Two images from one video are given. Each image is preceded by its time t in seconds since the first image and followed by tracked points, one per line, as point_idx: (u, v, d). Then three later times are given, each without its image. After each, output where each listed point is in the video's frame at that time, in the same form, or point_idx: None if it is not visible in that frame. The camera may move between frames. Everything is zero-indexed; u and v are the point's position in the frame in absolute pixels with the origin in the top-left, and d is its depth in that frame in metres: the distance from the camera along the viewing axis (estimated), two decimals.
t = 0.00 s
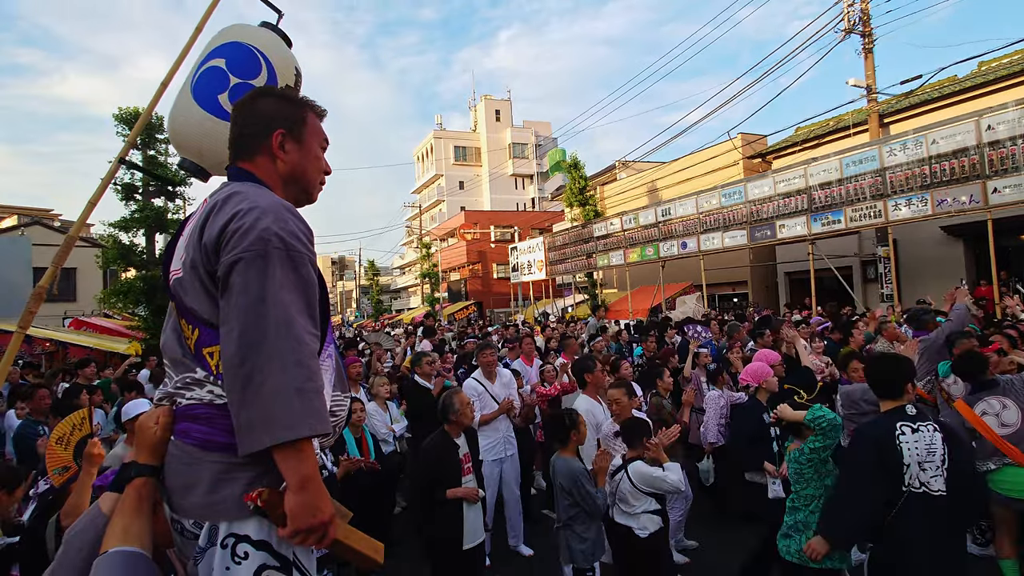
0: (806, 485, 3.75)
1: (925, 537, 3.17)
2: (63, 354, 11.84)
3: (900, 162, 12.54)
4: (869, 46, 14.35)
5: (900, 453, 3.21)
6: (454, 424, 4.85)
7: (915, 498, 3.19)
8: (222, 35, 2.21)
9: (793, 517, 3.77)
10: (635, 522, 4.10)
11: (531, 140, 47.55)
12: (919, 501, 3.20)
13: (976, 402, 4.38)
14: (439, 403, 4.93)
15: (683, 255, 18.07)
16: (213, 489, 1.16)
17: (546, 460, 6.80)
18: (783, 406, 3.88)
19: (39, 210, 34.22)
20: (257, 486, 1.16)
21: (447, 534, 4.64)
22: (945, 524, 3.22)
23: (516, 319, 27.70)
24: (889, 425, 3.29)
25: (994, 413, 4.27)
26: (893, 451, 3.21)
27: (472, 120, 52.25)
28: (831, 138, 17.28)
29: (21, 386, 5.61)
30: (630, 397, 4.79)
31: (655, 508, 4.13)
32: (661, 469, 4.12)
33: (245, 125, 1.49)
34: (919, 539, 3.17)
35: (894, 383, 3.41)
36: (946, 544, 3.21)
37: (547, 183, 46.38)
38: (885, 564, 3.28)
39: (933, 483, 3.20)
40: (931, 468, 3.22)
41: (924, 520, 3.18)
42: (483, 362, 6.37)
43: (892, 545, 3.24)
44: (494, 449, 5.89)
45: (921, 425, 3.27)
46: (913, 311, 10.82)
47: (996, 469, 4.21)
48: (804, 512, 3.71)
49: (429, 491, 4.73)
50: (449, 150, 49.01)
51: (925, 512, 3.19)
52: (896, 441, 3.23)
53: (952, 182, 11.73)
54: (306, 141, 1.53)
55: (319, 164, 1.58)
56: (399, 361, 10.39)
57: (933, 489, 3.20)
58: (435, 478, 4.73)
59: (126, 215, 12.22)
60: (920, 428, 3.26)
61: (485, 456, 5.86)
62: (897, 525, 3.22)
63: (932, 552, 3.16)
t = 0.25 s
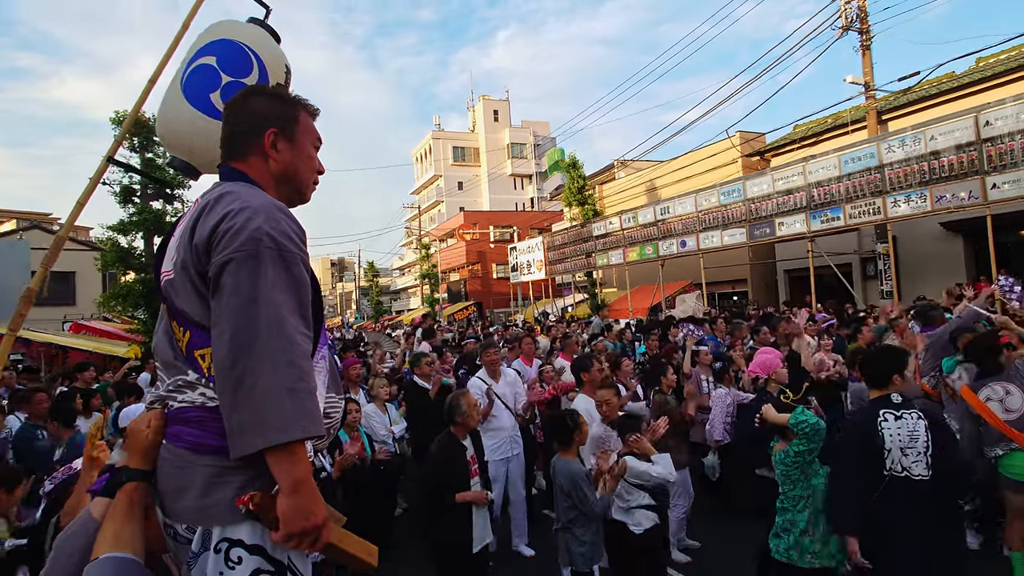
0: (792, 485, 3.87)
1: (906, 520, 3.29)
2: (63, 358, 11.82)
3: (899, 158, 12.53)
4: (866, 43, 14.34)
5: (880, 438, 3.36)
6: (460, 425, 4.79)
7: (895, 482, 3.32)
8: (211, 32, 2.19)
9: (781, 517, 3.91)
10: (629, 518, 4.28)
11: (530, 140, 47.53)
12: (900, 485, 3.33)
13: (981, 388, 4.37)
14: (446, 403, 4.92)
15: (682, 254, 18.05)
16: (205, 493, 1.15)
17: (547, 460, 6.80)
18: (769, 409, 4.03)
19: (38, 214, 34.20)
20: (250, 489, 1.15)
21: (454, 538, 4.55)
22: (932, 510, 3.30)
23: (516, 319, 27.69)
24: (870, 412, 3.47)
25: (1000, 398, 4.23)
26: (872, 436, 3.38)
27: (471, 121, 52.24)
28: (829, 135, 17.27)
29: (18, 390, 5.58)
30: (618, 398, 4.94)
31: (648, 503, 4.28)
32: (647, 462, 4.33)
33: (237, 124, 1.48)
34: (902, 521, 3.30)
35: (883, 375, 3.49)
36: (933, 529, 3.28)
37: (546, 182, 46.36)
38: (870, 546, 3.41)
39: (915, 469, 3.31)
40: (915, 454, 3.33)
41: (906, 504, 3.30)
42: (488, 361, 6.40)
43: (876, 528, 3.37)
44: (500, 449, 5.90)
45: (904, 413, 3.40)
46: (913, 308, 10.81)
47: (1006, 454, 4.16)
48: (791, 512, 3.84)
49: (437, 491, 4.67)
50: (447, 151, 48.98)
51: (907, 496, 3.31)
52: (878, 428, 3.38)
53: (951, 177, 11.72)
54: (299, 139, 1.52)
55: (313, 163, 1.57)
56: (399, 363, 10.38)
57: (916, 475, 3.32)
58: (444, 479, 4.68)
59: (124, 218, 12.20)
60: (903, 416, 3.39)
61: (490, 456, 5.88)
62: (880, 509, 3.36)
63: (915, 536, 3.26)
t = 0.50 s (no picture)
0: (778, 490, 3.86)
1: (886, 512, 3.35)
2: (61, 362, 11.79)
3: (896, 155, 12.54)
4: (863, 39, 14.34)
5: (858, 431, 3.46)
6: (457, 429, 4.76)
7: (874, 474, 3.39)
8: (194, 31, 2.17)
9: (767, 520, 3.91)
10: (623, 520, 4.26)
11: (527, 140, 47.50)
12: (880, 477, 3.39)
13: (990, 396, 4.32)
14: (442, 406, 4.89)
15: (680, 252, 18.04)
16: (190, 500, 1.12)
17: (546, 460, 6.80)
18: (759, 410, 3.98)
19: (34, 218, 34.16)
20: (235, 496, 1.13)
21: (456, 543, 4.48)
22: (915, 502, 3.33)
23: (514, 318, 27.67)
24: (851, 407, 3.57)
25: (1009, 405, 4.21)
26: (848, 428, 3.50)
27: (468, 121, 52.24)
28: (826, 132, 17.27)
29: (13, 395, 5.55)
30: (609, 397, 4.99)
31: (641, 506, 4.28)
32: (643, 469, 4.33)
33: (220, 125, 1.46)
34: (883, 513, 3.35)
35: (865, 366, 3.61)
36: (917, 521, 3.30)
37: (544, 182, 46.34)
38: (854, 538, 3.49)
39: (895, 461, 3.36)
40: (896, 447, 3.36)
41: (886, 496, 3.35)
42: (489, 361, 6.37)
43: (859, 521, 3.44)
44: (502, 449, 5.91)
45: (884, 406, 3.45)
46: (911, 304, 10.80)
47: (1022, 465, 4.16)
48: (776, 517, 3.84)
49: (438, 497, 4.57)
50: (445, 151, 48.95)
51: (886, 488, 3.36)
52: (855, 420, 3.49)
53: (949, 173, 11.71)
54: (283, 140, 1.50)
55: (298, 164, 1.55)
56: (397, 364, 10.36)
57: (896, 467, 3.35)
58: (444, 484, 4.58)
59: (120, 221, 12.16)
60: (883, 409, 3.44)
61: (491, 456, 5.89)
62: (861, 500, 3.43)
63: (894, 528, 3.31)
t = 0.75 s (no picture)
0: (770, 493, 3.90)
1: (868, 510, 3.37)
2: (59, 366, 11.75)
3: (892, 151, 12.53)
4: (858, 36, 14.35)
5: (841, 430, 3.52)
6: (449, 432, 4.73)
7: (855, 472, 3.43)
8: (184, 35, 2.15)
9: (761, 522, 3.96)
10: (617, 520, 4.27)
11: (524, 140, 47.51)
12: (863, 475, 3.42)
13: (990, 379, 4.36)
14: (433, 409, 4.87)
15: (678, 250, 18.04)
16: (176, 505, 1.11)
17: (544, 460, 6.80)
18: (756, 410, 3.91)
19: (30, 221, 34.06)
20: (223, 500, 1.11)
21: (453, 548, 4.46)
22: (898, 500, 3.32)
23: (513, 318, 27.65)
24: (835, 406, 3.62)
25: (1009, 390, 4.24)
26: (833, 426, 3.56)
27: (465, 121, 52.21)
28: (823, 129, 17.28)
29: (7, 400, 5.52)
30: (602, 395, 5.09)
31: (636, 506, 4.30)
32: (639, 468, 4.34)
33: (206, 125, 1.45)
34: (865, 511, 3.38)
35: (850, 366, 3.69)
36: (904, 519, 3.30)
37: (541, 181, 46.34)
38: (840, 536, 3.52)
39: (875, 459, 3.38)
40: (876, 445, 3.39)
41: (867, 494, 3.38)
42: (488, 361, 6.36)
43: (844, 519, 3.48)
44: (501, 449, 5.92)
45: (864, 404, 3.49)
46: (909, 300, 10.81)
47: (1016, 448, 4.15)
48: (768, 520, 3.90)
49: (435, 502, 4.52)
50: (442, 151, 48.91)
51: (868, 486, 3.39)
52: (836, 420, 3.55)
53: (945, 169, 11.71)
54: (271, 141, 1.49)
55: (286, 165, 1.54)
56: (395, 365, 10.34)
57: (877, 465, 3.37)
58: (440, 489, 4.54)
59: (117, 224, 12.14)
60: (863, 407, 3.48)
61: (490, 456, 5.92)
62: (844, 498, 3.48)
63: (876, 526, 3.34)
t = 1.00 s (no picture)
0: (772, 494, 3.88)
1: (864, 509, 3.42)
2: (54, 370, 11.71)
3: (887, 148, 12.54)
4: (852, 34, 14.37)
5: (835, 430, 3.58)
6: (442, 436, 4.75)
7: (850, 471, 3.48)
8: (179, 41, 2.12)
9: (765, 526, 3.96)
10: (613, 521, 4.28)
11: (520, 139, 47.51)
12: (858, 475, 3.46)
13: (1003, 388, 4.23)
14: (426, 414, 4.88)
15: (674, 249, 18.05)
16: (161, 510, 1.12)
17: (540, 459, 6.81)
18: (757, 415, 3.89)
19: (24, 224, 33.91)
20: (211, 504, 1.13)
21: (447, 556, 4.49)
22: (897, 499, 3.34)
23: (509, 318, 27.64)
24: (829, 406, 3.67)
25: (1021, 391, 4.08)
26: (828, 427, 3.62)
27: (460, 121, 52.17)
28: (817, 127, 17.31)
29: None
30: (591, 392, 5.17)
31: (631, 506, 4.31)
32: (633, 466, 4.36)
33: (188, 122, 1.45)
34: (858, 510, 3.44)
35: (846, 366, 3.71)
36: (903, 519, 3.31)
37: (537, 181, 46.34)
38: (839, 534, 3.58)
39: (870, 456, 3.42)
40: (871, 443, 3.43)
41: (863, 494, 3.42)
42: (487, 362, 6.32)
43: (843, 519, 3.53)
44: (499, 448, 5.93)
45: (857, 403, 3.52)
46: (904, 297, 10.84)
47: None
48: (772, 522, 3.89)
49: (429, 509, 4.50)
50: (438, 151, 48.85)
51: (863, 486, 3.43)
52: (832, 420, 3.61)
53: (940, 166, 11.74)
54: (254, 137, 1.49)
55: (272, 162, 1.54)
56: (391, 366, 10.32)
57: (871, 464, 3.42)
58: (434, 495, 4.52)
59: (111, 227, 12.07)
60: (856, 406, 3.52)
61: (488, 455, 5.92)
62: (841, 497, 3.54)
63: (872, 526, 3.38)
